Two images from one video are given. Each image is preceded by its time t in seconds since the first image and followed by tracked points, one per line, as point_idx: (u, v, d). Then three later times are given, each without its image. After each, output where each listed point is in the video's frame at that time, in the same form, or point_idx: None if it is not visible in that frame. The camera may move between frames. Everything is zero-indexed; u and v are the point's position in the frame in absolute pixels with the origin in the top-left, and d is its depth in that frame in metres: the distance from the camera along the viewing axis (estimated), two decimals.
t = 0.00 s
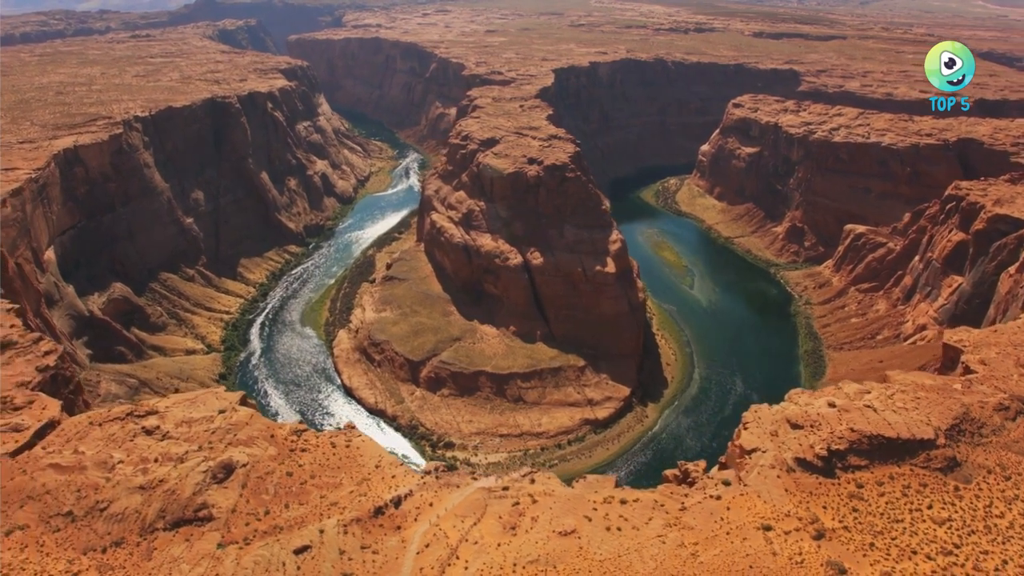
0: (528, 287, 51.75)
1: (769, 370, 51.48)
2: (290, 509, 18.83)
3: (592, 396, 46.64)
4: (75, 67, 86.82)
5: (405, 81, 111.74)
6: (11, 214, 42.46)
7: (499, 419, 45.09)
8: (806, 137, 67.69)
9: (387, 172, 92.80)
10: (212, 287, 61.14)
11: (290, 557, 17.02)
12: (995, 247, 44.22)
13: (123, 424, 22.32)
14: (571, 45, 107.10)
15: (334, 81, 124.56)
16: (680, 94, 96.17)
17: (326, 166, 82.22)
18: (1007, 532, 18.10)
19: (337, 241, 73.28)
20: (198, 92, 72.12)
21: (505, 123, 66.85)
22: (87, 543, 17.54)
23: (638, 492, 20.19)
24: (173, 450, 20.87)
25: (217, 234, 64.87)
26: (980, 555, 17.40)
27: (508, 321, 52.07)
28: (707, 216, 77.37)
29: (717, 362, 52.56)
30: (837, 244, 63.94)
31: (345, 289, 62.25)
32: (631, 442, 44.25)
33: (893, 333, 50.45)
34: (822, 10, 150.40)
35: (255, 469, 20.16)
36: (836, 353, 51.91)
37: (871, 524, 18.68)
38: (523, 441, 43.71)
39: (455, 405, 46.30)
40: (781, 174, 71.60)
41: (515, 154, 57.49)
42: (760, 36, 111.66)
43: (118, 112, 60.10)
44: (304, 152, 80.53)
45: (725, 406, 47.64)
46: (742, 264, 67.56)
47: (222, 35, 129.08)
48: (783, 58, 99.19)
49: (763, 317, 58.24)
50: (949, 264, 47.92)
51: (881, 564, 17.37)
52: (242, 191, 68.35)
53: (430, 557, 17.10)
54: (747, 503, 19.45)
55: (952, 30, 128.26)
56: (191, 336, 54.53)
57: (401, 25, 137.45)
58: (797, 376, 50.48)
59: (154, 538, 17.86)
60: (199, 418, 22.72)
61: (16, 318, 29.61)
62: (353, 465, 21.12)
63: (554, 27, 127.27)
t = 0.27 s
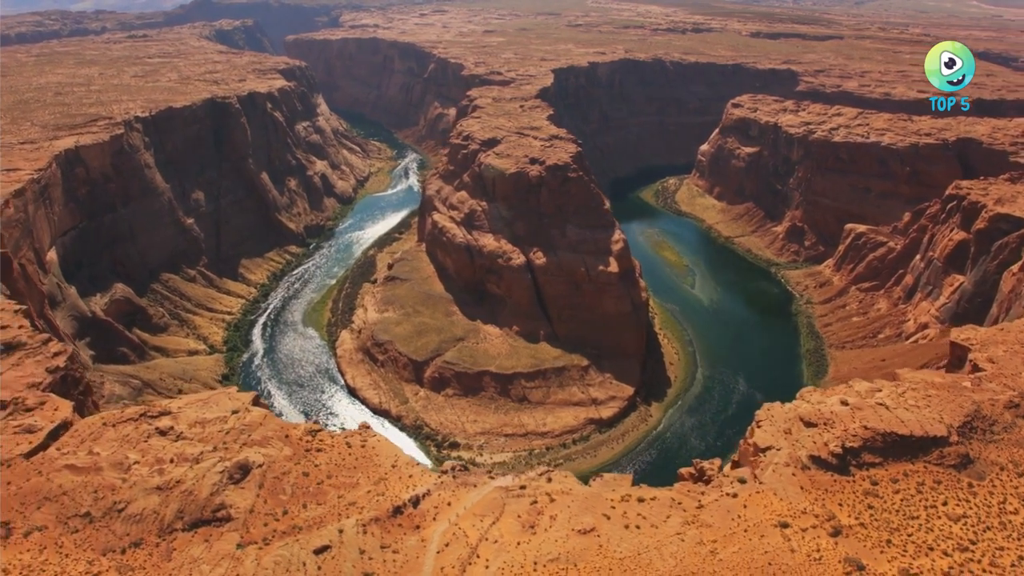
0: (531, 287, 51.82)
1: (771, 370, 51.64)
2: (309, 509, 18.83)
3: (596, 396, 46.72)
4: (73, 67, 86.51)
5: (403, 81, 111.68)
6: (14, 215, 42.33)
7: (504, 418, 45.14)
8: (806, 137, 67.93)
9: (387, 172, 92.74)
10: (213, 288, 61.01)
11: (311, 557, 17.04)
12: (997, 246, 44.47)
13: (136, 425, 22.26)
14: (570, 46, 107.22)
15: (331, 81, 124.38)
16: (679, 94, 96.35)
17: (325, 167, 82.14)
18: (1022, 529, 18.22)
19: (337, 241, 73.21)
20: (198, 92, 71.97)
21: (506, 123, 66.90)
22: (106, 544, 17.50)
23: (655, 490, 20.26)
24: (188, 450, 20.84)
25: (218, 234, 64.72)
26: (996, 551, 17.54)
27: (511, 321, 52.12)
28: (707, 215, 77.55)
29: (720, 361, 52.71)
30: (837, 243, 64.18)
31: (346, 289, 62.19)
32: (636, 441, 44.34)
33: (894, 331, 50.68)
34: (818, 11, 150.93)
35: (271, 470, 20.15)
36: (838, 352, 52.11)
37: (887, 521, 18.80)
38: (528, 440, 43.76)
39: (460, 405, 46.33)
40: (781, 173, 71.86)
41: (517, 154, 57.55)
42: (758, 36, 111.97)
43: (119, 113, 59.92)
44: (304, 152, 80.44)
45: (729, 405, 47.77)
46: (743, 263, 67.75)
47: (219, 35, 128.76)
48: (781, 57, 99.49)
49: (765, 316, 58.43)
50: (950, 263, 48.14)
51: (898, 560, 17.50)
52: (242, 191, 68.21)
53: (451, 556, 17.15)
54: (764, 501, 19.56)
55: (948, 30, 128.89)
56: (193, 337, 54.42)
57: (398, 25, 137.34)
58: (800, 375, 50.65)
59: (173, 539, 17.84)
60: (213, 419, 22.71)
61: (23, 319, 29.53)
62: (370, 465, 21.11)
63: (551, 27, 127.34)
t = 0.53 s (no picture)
0: (533, 287, 51.87)
1: (773, 369, 51.75)
2: (325, 509, 18.82)
3: (600, 395, 46.78)
4: (71, 68, 86.24)
5: (401, 81, 111.64)
6: (17, 215, 42.21)
7: (508, 418, 45.17)
8: (806, 136, 68.14)
9: (386, 172, 92.69)
10: (215, 288, 60.89)
11: (328, 557, 17.02)
12: (998, 244, 44.71)
13: (149, 425, 22.24)
14: (568, 46, 107.35)
15: (329, 81, 124.24)
16: (678, 94, 96.53)
17: (325, 167, 82.07)
18: None
19: (338, 241, 73.12)
20: (197, 92, 71.84)
21: (506, 123, 66.94)
22: (123, 545, 17.45)
23: (669, 488, 20.33)
24: (202, 451, 20.81)
25: (218, 234, 64.60)
26: (1010, 547, 17.65)
27: (514, 321, 52.15)
28: (707, 215, 77.71)
29: (722, 360, 52.80)
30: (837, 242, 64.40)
31: (348, 289, 62.15)
32: (640, 440, 44.42)
33: (896, 330, 50.87)
34: (814, 10, 151.37)
35: (285, 470, 20.13)
36: (840, 350, 52.27)
37: (901, 518, 18.90)
38: (533, 440, 43.79)
39: (464, 405, 46.35)
40: (781, 173, 72.10)
41: (518, 154, 57.60)
42: (755, 36, 112.26)
43: (119, 113, 59.79)
44: (304, 152, 80.36)
45: (732, 404, 47.88)
46: (743, 263, 67.90)
47: (217, 36, 128.49)
48: (779, 57, 99.78)
49: (766, 315, 58.56)
50: (952, 261, 48.36)
51: (913, 557, 17.61)
52: (242, 191, 68.09)
53: (469, 556, 17.18)
54: (778, 498, 19.64)
55: (944, 29, 129.43)
56: (195, 338, 54.30)
57: (396, 26, 137.26)
58: (802, 374, 50.79)
59: (190, 539, 17.81)
60: (225, 420, 22.69)
61: (31, 320, 29.48)
62: (384, 464, 21.09)
63: (549, 27, 127.42)
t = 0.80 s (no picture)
0: (535, 286, 51.88)
1: (775, 368, 51.88)
2: (340, 508, 18.81)
3: (603, 394, 46.85)
4: (69, 68, 85.96)
5: (400, 82, 111.63)
6: (19, 216, 42.08)
7: (512, 418, 45.19)
8: (805, 136, 68.35)
9: (385, 173, 92.63)
10: (215, 289, 60.76)
11: (346, 557, 17.03)
12: (999, 244, 44.99)
13: (160, 426, 22.20)
14: (566, 46, 107.47)
15: (327, 82, 124.11)
16: (677, 94, 96.73)
17: (325, 167, 82.01)
18: None
19: (338, 242, 73.03)
20: (197, 92, 71.65)
21: (507, 123, 66.97)
22: (139, 545, 17.41)
23: (684, 486, 20.42)
24: (214, 451, 20.78)
25: (219, 235, 64.47)
26: None
27: (516, 321, 52.17)
28: (707, 214, 77.87)
29: (724, 360, 52.92)
30: (837, 242, 64.62)
31: (349, 289, 62.08)
32: (644, 440, 44.50)
33: (897, 329, 51.06)
34: (811, 11, 151.84)
35: (299, 470, 20.12)
36: (842, 349, 52.43)
37: (914, 515, 19.01)
38: (536, 440, 43.84)
39: (467, 405, 46.33)
40: (781, 173, 72.33)
41: (520, 154, 57.64)
42: (753, 36, 112.56)
43: (119, 113, 59.68)
44: (303, 153, 80.27)
45: (735, 403, 47.98)
46: (743, 262, 68.09)
47: (214, 36, 128.22)
48: (777, 57, 100.08)
49: (767, 314, 58.71)
50: (953, 260, 48.57)
51: (927, 553, 17.72)
52: (242, 191, 67.94)
53: (486, 554, 17.23)
54: (791, 497, 19.76)
55: (939, 29, 130.07)
56: (197, 338, 54.21)
57: (394, 26, 137.20)
58: (804, 373, 50.94)
59: (206, 540, 17.79)
60: (236, 420, 22.67)
61: (37, 321, 29.41)
62: (398, 465, 21.05)
63: (547, 27, 127.52)
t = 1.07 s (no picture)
0: (539, 286, 51.96)
1: (778, 367, 52.05)
2: (359, 508, 18.81)
3: (608, 394, 46.94)
4: (67, 69, 85.62)
5: (398, 82, 111.59)
6: (22, 217, 41.91)
7: (517, 418, 45.24)
8: (805, 136, 68.60)
9: (384, 173, 92.54)
10: (217, 290, 60.61)
11: (366, 557, 17.03)
12: (1001, 242, 45.21)
13: (174, 427, 22.16)
14: (564, 46, 107.59)
15: (325, 82, 123.97)
16: (675, 94, 96.98)
17: (324, 168, 81.91)
18: None
19: (339, 242, 72.93)
20: (196, 93, 71.50)
21: (508, 123, 67.01)
22: (159, 547, 17.38)
23: (701, 484, 20.51)
24: (230, 452, 20.74)
25: (219, 235, 64.33)
26: None
27: (520, 321, 52.22)
28: (707, 214, 78.03)
29: (727, 359, 53.04)
30: (837, 241, 64.87)
31: (351, 290, 62.02)
32: (649, 439, 44.60)
33: (899, 328, 51.28)
34: (806, 11, 152.32)
35: (316, 470, 20.10)
36: (844, 348, 52.60)
37: (929, 512, 19.13)
38: (542, 439, 43.88)
39: (472, 405, 46.37)
40: (781, 172, 72.60)
41: (522, 154, 57.70)
42: (750, 36, 112.86)
43: (119, 114, 59.54)
44: (303, 153, 80.16)
45: (739, 402, 48.08)
46: (744, 261, 68.25)
47: (211, 36, 127.90)
48: (774, 57, 100.38)
49: (768, 313, 58.85)
50: (954, 259, 48.81)
51: (944, 550, 17.84)
52: (243, 192, 67.82)
53: (507, 553, 17.32)
54: (807, 493, 19.88)
55: (935, 28, 130.58)
56: (199, 339, 54.07)
57: (391, 26, 137.12)
58: (807, 371, 51.10)
59: (226, 540, 17.78)
60: (250, 420, 22.61)
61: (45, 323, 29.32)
62: (415, 464, 21.03)
63: (544, 28, 127.59)
